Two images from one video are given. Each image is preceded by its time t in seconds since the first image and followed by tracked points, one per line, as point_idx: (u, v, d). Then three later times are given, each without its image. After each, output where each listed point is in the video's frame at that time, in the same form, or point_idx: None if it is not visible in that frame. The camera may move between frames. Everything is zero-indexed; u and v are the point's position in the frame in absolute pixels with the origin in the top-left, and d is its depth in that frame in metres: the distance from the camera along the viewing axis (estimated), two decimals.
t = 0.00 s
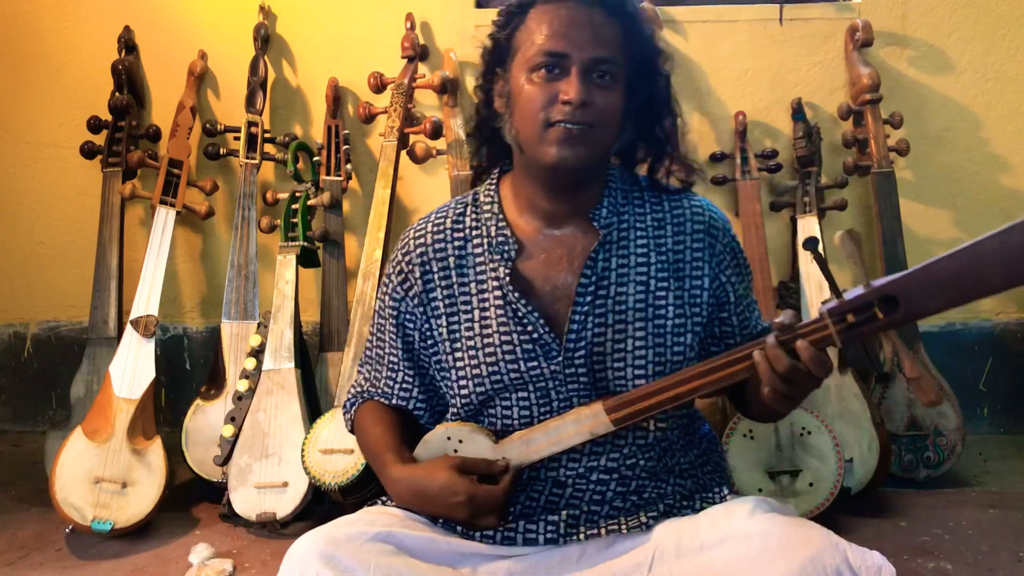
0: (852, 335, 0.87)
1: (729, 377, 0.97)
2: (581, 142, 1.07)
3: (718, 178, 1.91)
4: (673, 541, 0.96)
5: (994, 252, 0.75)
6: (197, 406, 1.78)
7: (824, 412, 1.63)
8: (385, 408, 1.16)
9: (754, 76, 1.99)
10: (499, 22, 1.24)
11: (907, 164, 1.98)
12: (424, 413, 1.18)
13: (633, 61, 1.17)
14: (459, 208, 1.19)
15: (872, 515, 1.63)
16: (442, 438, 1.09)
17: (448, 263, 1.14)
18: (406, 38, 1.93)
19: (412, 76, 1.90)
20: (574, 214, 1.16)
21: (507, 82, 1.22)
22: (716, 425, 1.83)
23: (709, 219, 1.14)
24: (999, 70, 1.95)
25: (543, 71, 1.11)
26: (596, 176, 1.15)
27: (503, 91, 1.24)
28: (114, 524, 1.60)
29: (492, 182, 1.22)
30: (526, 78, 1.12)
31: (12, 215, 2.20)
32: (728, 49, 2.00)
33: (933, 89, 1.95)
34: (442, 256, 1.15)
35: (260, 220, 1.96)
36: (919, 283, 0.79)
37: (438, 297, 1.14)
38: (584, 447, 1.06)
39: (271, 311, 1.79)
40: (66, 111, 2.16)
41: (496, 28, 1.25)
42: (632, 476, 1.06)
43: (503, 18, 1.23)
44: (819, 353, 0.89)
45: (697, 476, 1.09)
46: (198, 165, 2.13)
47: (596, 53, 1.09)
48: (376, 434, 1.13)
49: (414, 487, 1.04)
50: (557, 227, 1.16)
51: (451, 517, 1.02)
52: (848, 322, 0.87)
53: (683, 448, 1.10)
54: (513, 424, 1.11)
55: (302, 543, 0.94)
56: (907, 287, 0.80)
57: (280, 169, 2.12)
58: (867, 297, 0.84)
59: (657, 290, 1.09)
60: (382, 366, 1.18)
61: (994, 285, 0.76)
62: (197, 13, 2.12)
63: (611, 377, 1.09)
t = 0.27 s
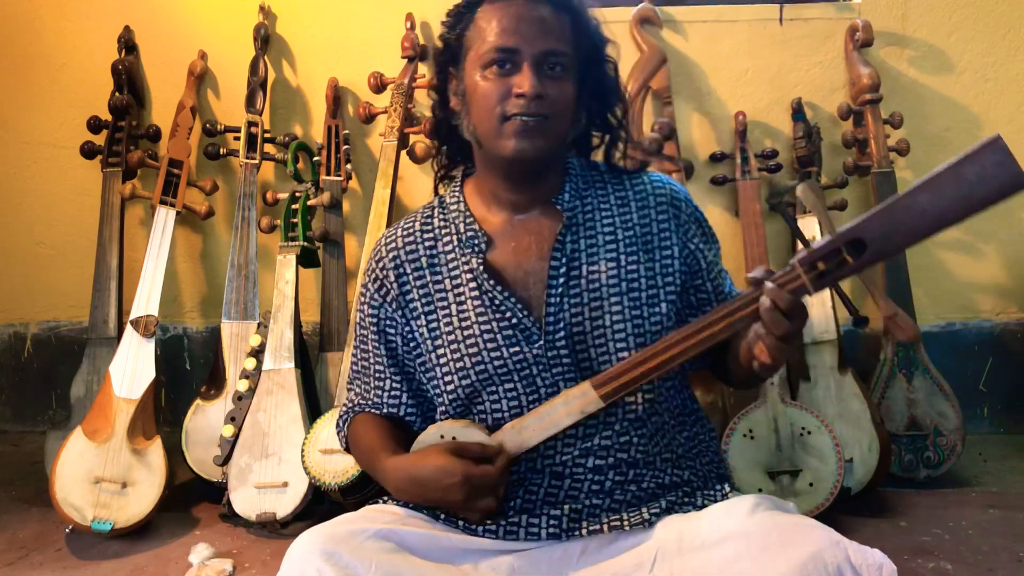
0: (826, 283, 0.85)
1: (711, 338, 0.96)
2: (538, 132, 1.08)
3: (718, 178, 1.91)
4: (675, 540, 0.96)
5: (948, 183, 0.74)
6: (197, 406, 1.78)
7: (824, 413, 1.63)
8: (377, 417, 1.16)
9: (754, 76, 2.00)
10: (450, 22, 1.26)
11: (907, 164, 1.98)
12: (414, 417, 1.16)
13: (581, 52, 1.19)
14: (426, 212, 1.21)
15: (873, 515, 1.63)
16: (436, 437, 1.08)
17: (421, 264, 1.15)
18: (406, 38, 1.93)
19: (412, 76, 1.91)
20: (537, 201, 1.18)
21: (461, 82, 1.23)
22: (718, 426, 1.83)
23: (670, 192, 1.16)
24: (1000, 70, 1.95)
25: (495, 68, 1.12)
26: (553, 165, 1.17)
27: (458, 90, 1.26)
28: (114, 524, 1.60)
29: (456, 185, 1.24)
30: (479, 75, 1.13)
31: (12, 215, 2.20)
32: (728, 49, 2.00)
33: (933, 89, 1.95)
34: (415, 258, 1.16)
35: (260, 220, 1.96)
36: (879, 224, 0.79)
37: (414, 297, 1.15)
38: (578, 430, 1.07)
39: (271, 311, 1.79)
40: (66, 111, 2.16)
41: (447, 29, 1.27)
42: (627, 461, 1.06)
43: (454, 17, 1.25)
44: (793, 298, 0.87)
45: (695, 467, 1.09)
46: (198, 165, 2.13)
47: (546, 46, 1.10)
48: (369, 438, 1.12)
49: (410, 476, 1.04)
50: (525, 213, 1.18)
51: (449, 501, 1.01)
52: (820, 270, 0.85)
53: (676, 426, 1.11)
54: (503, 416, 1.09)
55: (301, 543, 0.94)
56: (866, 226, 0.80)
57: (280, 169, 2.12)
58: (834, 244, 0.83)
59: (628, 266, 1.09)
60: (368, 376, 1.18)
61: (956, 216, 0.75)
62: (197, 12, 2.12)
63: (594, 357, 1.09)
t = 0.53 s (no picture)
0: (806, 269, 0.87)
1: (699, 326, 0.97)
2: (517, 135, 1.07)
3: (718, 178, 1.91)
4: (673, 539, 0.95)
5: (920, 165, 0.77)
6: (197, 406, 1.78)
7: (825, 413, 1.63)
8: (369, 428, 1.16)
9: (754, 76, 1.99)
10: (426, 34, 1.26)
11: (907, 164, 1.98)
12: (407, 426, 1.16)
13: (555, 56, 1.19)
14: (409, 222, 1.21)
15: (873, 515, 1.63)
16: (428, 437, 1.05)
17: (406, 273, 1.15)
18: (406, 38, 1.93)
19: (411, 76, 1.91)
20: (520, 206, 1.18)
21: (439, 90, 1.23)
22: (719, 426, 1.83)
23: (650, 189, 1.16)
24: (1000, 69, 1.95)
25: (472, 74, 1.12)
26: (535, 169, 1.16)
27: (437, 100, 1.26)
28: (114, 524, 1.60)
29: (439, 194, 1.24)
30: (455, 82, 1.13)
31: (13, 215, 2.20)
32: (728, 49, 2.00)
33: (933, 89, 1.95)
34: (400, 267, 1.16)
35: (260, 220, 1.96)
36: (858, 208, 0.81)
37: (402, 307, 1.15)
38: (570, 424, 1.07)
39: (271, 311, 1.79)
40: (66, 111, 2.16)
41: (424, 41, 1.27)
42: (620, 453, 1.06)
43: (431, 29, 1.25)
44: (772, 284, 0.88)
45: (690, 459, 1.08)
46: (198, 165, 2.13)
47: (520, 50, 1.10)
48: (359, 447, 1.13)
49: (397, 479, 1.03)
50: (508, 219, 1.18)
51: (437, 498, 1.00)
52: (801, 255, 0.87)
53: (669, 416, 1.11)
54: (496, 417, 1.10)
55: (300, 545, 0.94)
56: (846, 209, 0.82)
57: (280, 169, 2.12)
58: (815, 229, 0.85)
59: (613, 264, 1.09)
60: (360, 388, 1.18)
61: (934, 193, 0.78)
62: (197, 13, 2.12)
63: (583, 354, 1.09)
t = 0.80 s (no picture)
0: (815, 269, 0.89)
1: (706, 326, 0.97)
2: (519, 126, 1.08)
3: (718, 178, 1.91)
4: (673, 537, 0.96)
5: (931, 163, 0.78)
6: (198, 406, 1.78)
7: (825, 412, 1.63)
8: (375, 417, 1.15)
9: (754, 76, 2.00)
10: (426, 28, 1.27)
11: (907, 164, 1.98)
12: (411, 415, 1.16)
13: (554, 43, 1.18)
14: (420, 211, 1.21)
15: (873, 515, 1.63)
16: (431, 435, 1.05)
17: (415, 260, 1.15)
18: (406, 38, 1.93)
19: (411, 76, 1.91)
20: (528, 196, 1.19)
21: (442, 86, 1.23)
22: (719, 426, 1.83)
23: (659, 185, 1.16)
24: (1000, 70, 1.95)
25: (471, 69, 1.12)
26: (541, 159, 1.17)
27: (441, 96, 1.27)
28: (114, 524, 1.60)
29: (450, 186, 1.25)
30: (456, 78, 1.13)
31: (13, 215, 2.20)
32: (729, 49, 2.00)
33: (933, 89, 1.95)
34: (408, 254, 1.16)
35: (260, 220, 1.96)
36: (868, 208, 0.83)
37: (409, 293, 1.15)
38: (573, 422, 1.07)
39: (271, 311, 1.79)
40: (66, 110, 2.16)
41: (425, 36, 1.28)
42: (624, 454, 1.06)
43: (430, 25, 1.26)
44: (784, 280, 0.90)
45: (693, 463, 1.08)
46: (198, 165, 2.13)
47: (516, 42, 1.10)
48: (363, 435, 1.12)
49: (403, 470, 1.03)
50: (516, 208, 1.19)
51: (443, 492, 1.01)
52: (809, 255, 0.89)
53: (669, 421, 1.11)
54: (499, 410, 1.09)
55: (301, 543, 0.94)
56: (855, 211, 0.84)
57: (280, 169, 2.12)
58: (824, 229, 0.87)
59: (620, 257, 1.10)
60: (365, 375, 1.17)
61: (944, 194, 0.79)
62: (197, 13, 2.12)
63: (589, 347, 1.09)
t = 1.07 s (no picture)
0: (837, 292, 0.86)
1: (723, 341, 0.97)
2: (560, 138, 1.09)
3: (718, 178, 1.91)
4: (675, 540, 0.95)
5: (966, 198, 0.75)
6: (198, 406, 1.78)
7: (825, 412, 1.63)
8: (390, 402, 1.16)
9: (754, 76, 1.99)
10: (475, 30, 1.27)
11: (907, 164, 1.98)
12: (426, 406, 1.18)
13: (601, 50, 1.18)
14: (457, 205, 1.22)
15: (872, 515, 1.63)
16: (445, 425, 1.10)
17: (449, 254, 1.16)
18: (406, 38, 1.93)
19: (411, 76, 1.91)
20: (568, 205, 1.18)
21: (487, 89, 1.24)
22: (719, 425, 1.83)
23: (700, 205, 1.16)
24: (1000, 70, 1.95)
25: (514, 77, 1.12)
26: (582, 168, 1.17)
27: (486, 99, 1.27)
28: (115, 524, 1.60)
29: (489, 181, 1.25)
30: (500, 84, 1.14)
31: (12, 215, 2.20)
32: (729, 49, 2.00)
33: (933, 89, 1.95)
34: (443, 247, 1.16)
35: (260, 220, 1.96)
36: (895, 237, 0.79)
37: (438, 287, 1.16)
38: (584, 425, 1.08)
39: (271, 311, 1.79)
40: (66, 111, 2.16)
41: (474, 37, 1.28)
42: (631, 461, 1.07)
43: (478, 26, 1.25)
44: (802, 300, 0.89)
45: (697, 470, 1.09)
46: (198, 165, 2.13)
47: (560, 51, 1.10)
48: (377, 422, 1.13)
49: (416, 468, 1.04)
50: (554, 216, 1.18)
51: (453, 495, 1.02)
52: (834, 279, 0.85)
53: (681, 436, 1.11)
54: (513, 410, 1.11)
55: (312, 521, 0.94)
56: (882, 238, 0.80)
57: (280, 169, 2.12)
58: (849, 254, 0.82)
59: (653, 276, 1.11)
60: (385, 360, 1.18)
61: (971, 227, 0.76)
62: (197, 13, 2.12)
63: (610, 359, 1.10)
